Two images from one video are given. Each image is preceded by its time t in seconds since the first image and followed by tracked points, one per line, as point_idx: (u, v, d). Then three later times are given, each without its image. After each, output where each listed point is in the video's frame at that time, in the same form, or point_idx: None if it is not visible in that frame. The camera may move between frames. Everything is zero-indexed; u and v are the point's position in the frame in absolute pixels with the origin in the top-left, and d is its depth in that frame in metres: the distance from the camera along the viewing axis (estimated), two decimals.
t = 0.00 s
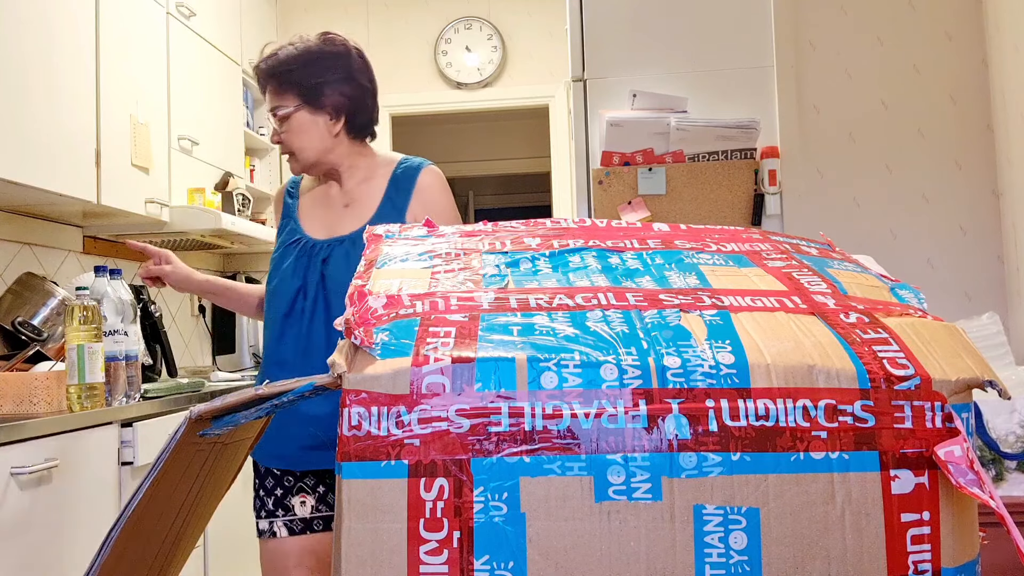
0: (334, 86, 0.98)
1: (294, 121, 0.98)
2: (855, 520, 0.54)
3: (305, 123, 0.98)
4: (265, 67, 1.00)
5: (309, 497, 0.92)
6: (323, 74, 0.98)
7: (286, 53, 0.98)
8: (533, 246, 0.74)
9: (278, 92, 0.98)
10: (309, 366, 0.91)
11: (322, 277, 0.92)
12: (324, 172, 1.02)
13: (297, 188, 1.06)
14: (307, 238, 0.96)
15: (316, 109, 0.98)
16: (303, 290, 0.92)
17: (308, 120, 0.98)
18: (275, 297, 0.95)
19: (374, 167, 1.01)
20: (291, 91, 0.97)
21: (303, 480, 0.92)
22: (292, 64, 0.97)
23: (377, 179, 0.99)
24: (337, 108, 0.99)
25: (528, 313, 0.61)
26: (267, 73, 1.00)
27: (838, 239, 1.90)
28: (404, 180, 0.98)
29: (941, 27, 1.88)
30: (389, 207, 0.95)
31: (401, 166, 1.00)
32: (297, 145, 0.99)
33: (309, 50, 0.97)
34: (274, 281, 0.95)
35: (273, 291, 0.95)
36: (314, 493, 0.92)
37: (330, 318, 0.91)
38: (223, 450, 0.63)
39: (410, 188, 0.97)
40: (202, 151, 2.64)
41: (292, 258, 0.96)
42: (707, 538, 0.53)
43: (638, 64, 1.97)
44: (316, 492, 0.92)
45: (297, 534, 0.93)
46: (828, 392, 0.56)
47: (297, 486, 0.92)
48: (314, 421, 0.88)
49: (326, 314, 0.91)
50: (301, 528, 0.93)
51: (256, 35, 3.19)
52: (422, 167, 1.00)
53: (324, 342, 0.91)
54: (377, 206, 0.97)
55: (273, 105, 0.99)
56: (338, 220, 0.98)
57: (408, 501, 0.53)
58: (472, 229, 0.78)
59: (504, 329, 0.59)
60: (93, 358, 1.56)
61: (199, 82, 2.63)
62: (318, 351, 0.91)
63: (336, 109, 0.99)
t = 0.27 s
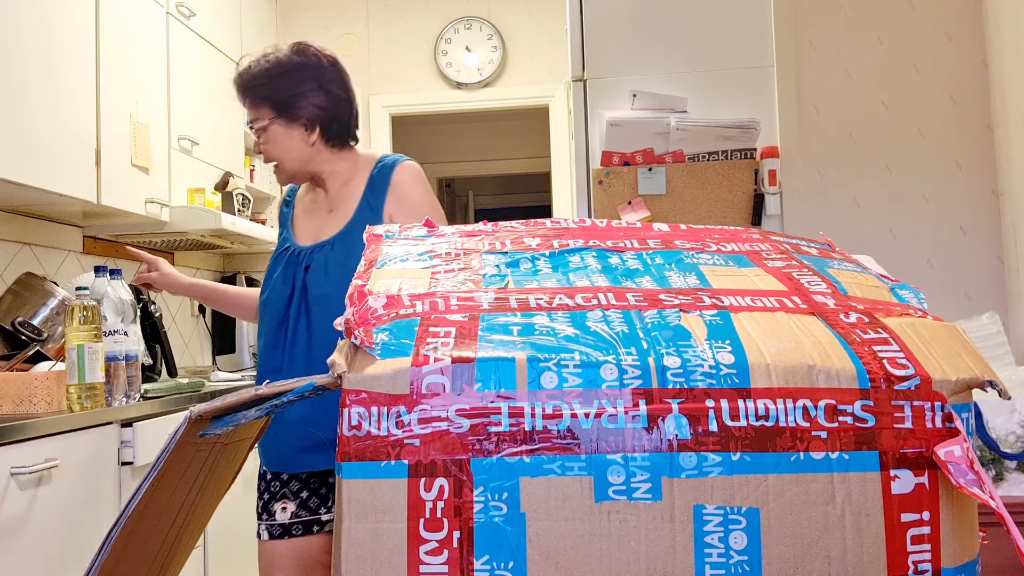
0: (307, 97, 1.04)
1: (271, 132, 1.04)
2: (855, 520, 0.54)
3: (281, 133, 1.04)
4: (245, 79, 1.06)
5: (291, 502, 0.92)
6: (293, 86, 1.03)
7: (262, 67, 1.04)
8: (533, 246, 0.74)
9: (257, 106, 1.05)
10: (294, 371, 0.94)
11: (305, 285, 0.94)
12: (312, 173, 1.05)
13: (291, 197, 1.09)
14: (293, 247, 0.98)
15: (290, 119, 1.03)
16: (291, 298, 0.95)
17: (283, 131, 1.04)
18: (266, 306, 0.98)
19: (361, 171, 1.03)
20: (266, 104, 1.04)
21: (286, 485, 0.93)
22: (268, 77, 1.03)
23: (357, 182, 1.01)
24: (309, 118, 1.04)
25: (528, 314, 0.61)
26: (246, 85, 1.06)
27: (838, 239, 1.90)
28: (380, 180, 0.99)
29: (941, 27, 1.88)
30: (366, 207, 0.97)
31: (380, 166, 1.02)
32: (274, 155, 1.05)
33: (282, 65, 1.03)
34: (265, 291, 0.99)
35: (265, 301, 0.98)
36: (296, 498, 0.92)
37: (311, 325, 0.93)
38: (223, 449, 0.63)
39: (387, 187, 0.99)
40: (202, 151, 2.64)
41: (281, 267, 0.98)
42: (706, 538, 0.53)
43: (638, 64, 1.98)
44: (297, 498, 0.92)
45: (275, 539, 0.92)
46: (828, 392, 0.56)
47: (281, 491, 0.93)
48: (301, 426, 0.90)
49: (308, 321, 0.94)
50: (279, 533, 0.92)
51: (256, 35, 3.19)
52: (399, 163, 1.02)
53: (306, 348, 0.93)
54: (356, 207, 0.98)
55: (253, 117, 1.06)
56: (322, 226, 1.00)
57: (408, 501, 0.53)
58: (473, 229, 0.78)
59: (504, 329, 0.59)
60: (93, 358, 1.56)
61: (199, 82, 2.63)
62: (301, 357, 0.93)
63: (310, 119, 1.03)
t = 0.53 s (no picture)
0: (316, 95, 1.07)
1: (275, 121, 1.05)
2: (855, 520, 0.54)
3: (284, 123, 1.05)
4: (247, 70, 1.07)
5: (294, 511, 0.95)
6: (304, 80, 1.06)
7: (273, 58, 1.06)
8: (533, 246, 0.74)
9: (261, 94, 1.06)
10: (285, 373, 0.96)
11: (291, 288, 0.97)
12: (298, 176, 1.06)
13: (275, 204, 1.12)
14: (277, 251, 1.01)
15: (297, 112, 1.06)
16: (278, 301, 0.98)
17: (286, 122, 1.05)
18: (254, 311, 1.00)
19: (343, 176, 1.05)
20: (274, 93, 1.05)
21: (286, 497, 0.95)
22: (277, 67, 1.05)
23: (338, 185, 1.04)
24: (314, 115, 1.06)
25: (528, 313, 0.61)
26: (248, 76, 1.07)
27: (838, 239, 1.90)
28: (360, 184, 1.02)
29: (941, 27, 1.88)
30: (349, 209, 1.00)
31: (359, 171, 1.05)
32: (274, 142, 1.05)
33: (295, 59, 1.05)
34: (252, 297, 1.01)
35: (252, 306, 1.01)
36: (297, 507, 0.95)
37: (300, 328, 0.96)
38: (222, 449, 0.64)
39: (369, 190, 1.02)
40: (202, 151, 2.64)
41: (266, 272, 1.01)
42: (707, 538, 0.53)
43: (637, 64, 1.98)
44: (299, 507, 0.95)
45: (292, 546, 0.97)
46: (828, 392, 0.56)
47: (284, 503, 0.96)
48: (298, 425, 0.92)
49: (297, 322, 0.96)
50: (293, 540, 0.96)
51: (256, 35, 3.19)
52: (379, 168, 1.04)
53: (295, 351, 0.96)
54: (339, 210, 1.01)
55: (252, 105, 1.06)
56: (305, 228, 1.03)
57: (408, 501, 0.53)
58: (472, 229, 0.78)
59: (504, 329, 0.59)
60: (94, 358, 1.56)
61: (199, 83, 2.63)
62: (290, 361, 0.95)
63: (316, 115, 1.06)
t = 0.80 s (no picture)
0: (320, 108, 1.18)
1: (296, 129, 1.13)
2: (855, 519, 0.54)
3: (303, 131, 1.13)
4: (254, 87, 1.13)
5: (295, 506, 0.96)
6: (315, 93, 1.17)
7: (284, 72, 1.14)
8: (533, 246, 0.74)
9: (279, 105, 1.12)
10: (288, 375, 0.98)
11: (294, 293, 0.99)
12: (301, 188, 1.11)
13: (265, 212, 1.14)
14: (276, 260, 1.03)
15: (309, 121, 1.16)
16: (280, 306, 1.00)
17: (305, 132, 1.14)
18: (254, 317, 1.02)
19: (337, 183, 1.09)
20: (293, 103, 1.13)
21: (286, 491, 0.96)
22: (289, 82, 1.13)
23: (332, 194, 1.07)
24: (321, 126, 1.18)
25: (528, 313, 0.61)
26: (257, 91, 1.13)
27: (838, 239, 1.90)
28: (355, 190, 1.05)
29: (941, 27, 1.88)
30: (344, 216, 1.03)
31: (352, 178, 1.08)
32: (300, 148, 1.11)
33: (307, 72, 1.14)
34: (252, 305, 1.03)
35: (253, 313, 1.02)
36: (298, 502, 0.96)
37: (303, 331, 0.98)
38: (222, 449, 0.64)
39: (362, 197, 1.05)
40: (202, 151, 2.64)
41: (265, 280, 1.03)
42: (706, 538, 0.53)
43: (637, 64, 1.97)
44: (299, 501, 0.96)
45: (295, 539, 0.97)
46: (828, 392, 0.56)
47: (285, 497, 0.96)
48: (301, 426, 0.92)
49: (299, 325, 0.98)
50: (296, 534, 0.97)
51: (256, 35, 3.19)
52: (372, 175, 1.07)
53: (298, 353, 0.98)
54: (334, 216, 1.04)
55: (271, 118, 1.12)
56: (302, 238, 1.05)
57: (408, 501, 0.53)
58: (472, 229, 0.78)
59: (504, 329, 0.59)
60: (94, 358, 1.55)
61: (198, 83, 2.63)
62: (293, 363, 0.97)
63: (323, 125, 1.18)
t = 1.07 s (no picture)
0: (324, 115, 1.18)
1: (304, 136, 1.13)
2: (855, 520, 0.54)
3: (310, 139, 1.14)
4: (260, 96, 1.12)
5: (297, 505, 1.01)
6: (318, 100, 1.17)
7: (288, 79, 1.14)
8: (533, 246, 0.74)
9: (285, 112, 1.12)
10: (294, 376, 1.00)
11: (298, 295, 1.01)
12: (308, 195, 1.12)
13: (268, 215, 1.15)
14: (280, 263, 1.05)
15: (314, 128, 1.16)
16: (284, 308, 1.01)
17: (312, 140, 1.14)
18: (257, 319, 1.03)
19: (341, 188, 1.09)
20: (299, 111, 1.13)
21: (289, 491, 1.01)
22: (295, 90, 1.13)
23: (336, 199, 1.08)
24: (325, 131, 1.19)
25: (528, 313, 0.61)
26: (263, 100, 1.12)
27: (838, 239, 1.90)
28: (359, 195, 1.06)
29: (941, 27, 1.88)
30: (349, 221, 1.03)
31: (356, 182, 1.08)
32: (309, 156, 1.12)
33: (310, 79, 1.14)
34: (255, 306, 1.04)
35: (257, 315, 1.04)
36: (299, 502, 1.01)
37: (308, 331, 1.00)
38: (222, 449, 0.64)
39: (366, 202, 1.05)
40: (202, 151, 2.64)
41: (269, 282, 1.04)
42: (706, 538, 0.53)
43: (637, 64, 1.97)
44: (301, 501, 1.01)
45: (296, 537, 1.03)
46: (828, 392, 0.56)
47: (288, 497, 1.02)
48: (305, 424, 0.98)
49: (304, 326, 1.00)
50: (297, 532, 1.02)
51: (256, 35, 3.20)
52: (376, 180, 1.08)
53: (304, 353, 1.00)
54: (338, 221, 1.05)
55: (278, 127, 1.11)
56: (305, 241, 1.06)
57: (408, 501, 0.53)
58: (473, 229, 0.78)
59: (504, 329, 0.59)
60: (93, 358, 1.55)
61: (198, 83, 2.63)
62: (299, 362, 1.00)
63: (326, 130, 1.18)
